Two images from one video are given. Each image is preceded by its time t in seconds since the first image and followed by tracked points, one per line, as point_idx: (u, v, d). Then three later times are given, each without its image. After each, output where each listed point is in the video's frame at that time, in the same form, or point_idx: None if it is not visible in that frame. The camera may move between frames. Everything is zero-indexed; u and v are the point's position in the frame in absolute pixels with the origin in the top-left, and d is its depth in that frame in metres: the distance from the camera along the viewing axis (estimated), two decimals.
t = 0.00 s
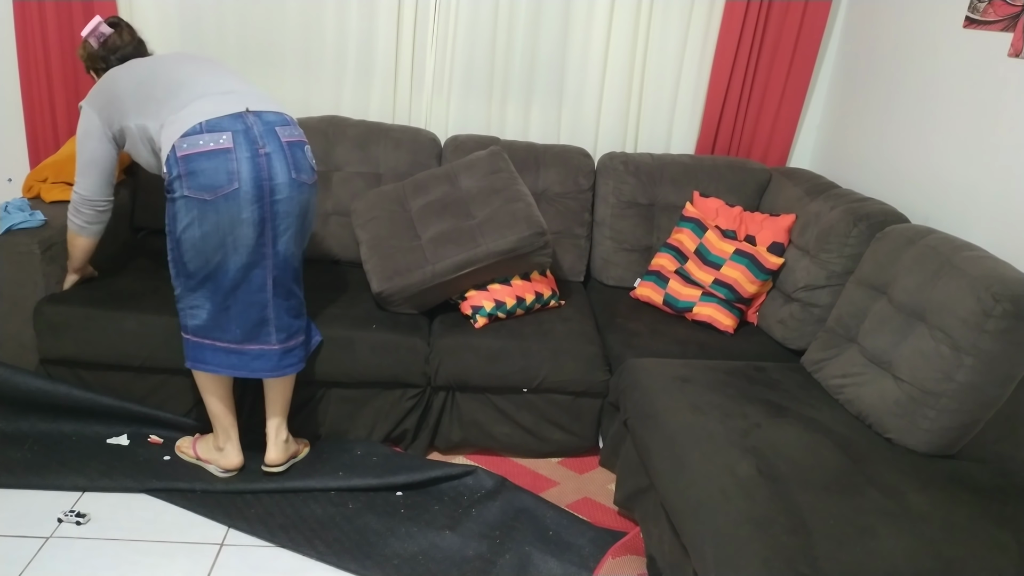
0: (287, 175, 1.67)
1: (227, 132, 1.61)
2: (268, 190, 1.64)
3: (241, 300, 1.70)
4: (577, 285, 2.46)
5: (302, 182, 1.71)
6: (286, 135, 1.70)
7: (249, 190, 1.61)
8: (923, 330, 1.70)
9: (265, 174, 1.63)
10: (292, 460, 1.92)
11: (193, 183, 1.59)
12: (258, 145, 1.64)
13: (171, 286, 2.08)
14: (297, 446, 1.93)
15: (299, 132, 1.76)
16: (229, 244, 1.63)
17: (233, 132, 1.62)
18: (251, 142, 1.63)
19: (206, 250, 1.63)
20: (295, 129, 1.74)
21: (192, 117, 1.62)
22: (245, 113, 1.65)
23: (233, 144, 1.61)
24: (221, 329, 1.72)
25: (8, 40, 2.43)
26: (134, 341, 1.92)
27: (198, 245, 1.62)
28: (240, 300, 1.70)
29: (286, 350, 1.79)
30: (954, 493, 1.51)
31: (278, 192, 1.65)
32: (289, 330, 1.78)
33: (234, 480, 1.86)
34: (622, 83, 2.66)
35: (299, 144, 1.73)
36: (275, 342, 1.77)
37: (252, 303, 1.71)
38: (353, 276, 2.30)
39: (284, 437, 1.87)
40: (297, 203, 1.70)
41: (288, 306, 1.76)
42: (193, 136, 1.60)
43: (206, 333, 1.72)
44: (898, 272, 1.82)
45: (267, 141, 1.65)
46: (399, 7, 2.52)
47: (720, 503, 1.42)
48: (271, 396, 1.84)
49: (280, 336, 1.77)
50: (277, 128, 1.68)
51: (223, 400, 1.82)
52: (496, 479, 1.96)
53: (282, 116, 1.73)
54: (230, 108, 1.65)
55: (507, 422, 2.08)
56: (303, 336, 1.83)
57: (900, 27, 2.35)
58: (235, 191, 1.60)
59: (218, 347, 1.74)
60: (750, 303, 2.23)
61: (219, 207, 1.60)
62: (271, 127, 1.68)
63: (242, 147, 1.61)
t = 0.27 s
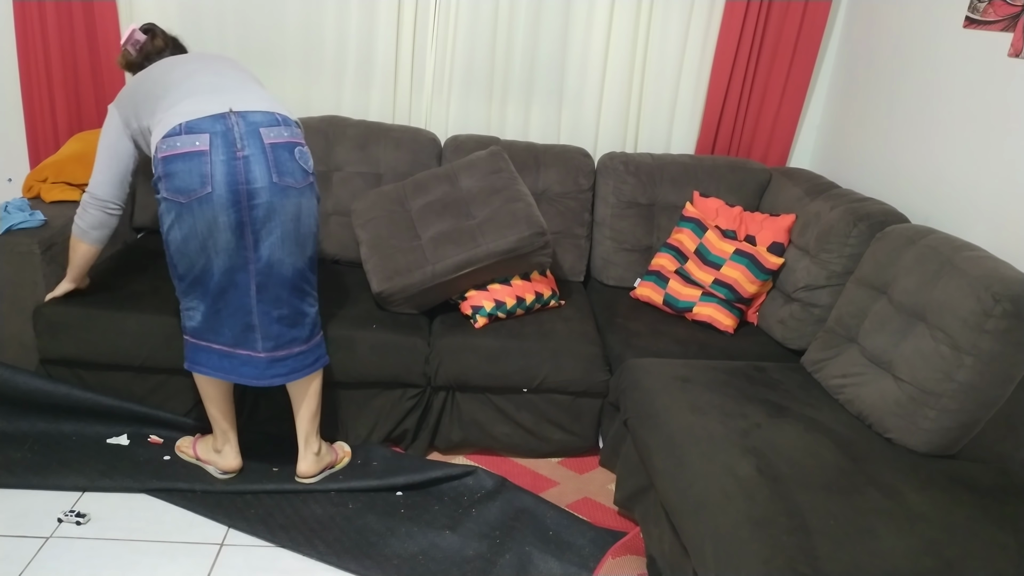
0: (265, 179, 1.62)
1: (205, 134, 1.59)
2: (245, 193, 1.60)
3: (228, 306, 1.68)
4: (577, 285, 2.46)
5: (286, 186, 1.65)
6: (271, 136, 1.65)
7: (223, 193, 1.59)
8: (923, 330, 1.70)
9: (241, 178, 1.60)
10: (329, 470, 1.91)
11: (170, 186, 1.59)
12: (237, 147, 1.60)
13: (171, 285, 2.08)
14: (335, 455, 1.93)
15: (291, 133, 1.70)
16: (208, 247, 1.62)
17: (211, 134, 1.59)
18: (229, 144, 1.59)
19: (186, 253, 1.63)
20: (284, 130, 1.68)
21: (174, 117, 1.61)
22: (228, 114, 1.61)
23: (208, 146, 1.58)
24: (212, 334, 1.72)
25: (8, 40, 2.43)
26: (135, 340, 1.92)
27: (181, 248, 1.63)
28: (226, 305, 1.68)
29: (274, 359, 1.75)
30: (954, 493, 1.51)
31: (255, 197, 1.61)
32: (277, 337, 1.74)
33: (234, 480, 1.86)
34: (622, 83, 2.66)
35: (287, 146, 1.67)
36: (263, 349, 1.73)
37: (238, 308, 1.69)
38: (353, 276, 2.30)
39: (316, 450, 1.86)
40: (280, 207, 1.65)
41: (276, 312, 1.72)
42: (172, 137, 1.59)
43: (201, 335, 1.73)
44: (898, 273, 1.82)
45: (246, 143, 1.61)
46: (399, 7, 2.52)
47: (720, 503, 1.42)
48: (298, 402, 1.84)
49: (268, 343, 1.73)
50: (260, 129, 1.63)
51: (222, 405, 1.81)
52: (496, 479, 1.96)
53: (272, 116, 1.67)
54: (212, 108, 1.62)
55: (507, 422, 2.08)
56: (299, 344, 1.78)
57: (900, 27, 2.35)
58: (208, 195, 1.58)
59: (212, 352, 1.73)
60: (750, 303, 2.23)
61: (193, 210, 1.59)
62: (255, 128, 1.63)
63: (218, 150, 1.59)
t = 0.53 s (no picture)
0: (307, 187, 1.63)
1: (251, 140, 1.59)
2: (286, 200, 1.61)
3: (252, 304, 1.68)
4: (577, 285, 2.46)
5: (325, 196, 1.66)
6: (314, 146, 1.66)
7: (265, 198, 1.59)
8: (923, 330, 1.70)
9: (283, 184, 1.60)
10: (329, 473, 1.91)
11: (210, 187, 1.58)
12: (281, 154, 1.60)
13: (171, 285, 2.08)
14: (336, 456, 1.92)
15: (330, 145, 1.71)
16: (240, 249, 1.61)
17: (257, 139, 1.59)
18: (274, 151, 1.60)
19: (216, 253, 1.61)
20: (325, 142, 1.69)
21: (218, 123, 1.60)
22: (273, 122, 1.62)
23: (253, 151, 1.58)
24: (232, 330, 1.71)
25: (8, 39, 2.43)
26: (135, 340, 1.92)
27: (211, 247, 1.61)
28: (251, 304, 1.68)
29: (295, 357, 1.75)
30: (954, 493, 1.51)
31: (295, 204, 1.61)
32: (299, 338, 1.74)
33: (234, 480, 1.86)
34: (622, 83, 2.66)
35: (327, 156, 1.68)
36: (284, 348, 1.73)
37: (262, 308, 1.68)
38: (353, 276, 2.30)
39: (316, 454, 1.85)
40: (317, 216, 1.65)
41: (300, 314, 1.72)
42: (217, 140, 1.58)
43: (217, 333, 1.71)
44: (898, 272, 1.82)
45: (290, 151, 1.62)
46: (399, 7, 2.52)
47: (720, 503, 1.42)
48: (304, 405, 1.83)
49: (289, 342, 1.73)
50: (303, 139, 1.64)
51: (227, 405, 1.81)
52: (496, 479, 1.96)
53: (314, 127, 1.69)
54: (257, 117, 1.62)
55: (507, 422, 2.08)
56: (317, 345, 1.78)
57: (900, 27, 2.35)
58: (250, 199, 1.58)
59: (229, 348, 1.72)
60: (751, 303, 2.23)
61: (232, 213, 1.58)
62: (298, 137, 1.64)
63: (263, 156, 1.59)
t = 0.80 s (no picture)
0: (326, 190, 1.64)
1: (274, 141, 1.59)
2: (305, 202, 1.62)
3: (264, 300, 1.68)
4: (577, 285, 2.46)
5: (342, 198, 1.67)
6: (332, 149, 1.67)
7: (285, 199, 1.59)
8: (923, 330, 1.70)
9: (303, 186, 1.61)
10: (328, 471, 1.90)
11: (231, 187, 1.58)
12: (302, 156, 1.61)
13: (170, 285, 2.08)
14: (336, 455, 1.92)
15: (347, 148, 1.72)
16: (257, 248, 1.61)
17: (278, 141, 1.60)
18: (295, 152, 1.60)
19: (233, 250, 1.61)
20: (342, 145, 1.70)
21: (241, 123, 1.61)
22: (294, 124, 1.63)
23: (276, 152, 1.59)
24: (242, 325, 1.71)
25: (8, 39, 2.43)
26: (135, 340, 1.92)
27: (228, 245, 1.61)
28: (263, 300, 1.68)
29: (304, 351, 1.77)
30: (953, 493, 1.51)
31: (314, 206, 1.62)
32: (309, 332, 1.76)
33: (234, 480, 1.86)
34: (622, 83, 2.66)
35: (344, 159, 1.69)
36: (294, 343, 1.74)
37: (274, 304, 1.69)
38: (353, 276, 2.30)
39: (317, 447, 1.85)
40: (334, 218, 1.67)
41: (312, 311, 1.74)
42: (239, 141, 1.58)
43: (225, 327, 1.71)
44: (898, 272, 1.82)
45: (311, 153, 1.62)
46: (399, 7, 2.52)
47: (720, 503, 1.42)
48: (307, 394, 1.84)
49: (300, 337, 1.75)
50: (323, 142, 1.65)
51: (232, 404, 1.81)
52: (496, 479, 1.96)
53: (332, 130, 1.69)
54: (279, 118, 1.63)
55: (507, 422, 2.08)
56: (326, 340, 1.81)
57: (900, 27, 2.35)
58: (271, 199, 1.58)
59: (238, 342, 1.72)
60: (751, 303, 2.23)
61: (253, 213, 1.58)
62: (318, 140, 1.65)
63: (285, 157, 1.59)
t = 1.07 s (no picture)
0: (344, 205, 1.65)
1: (297, 153, 1.59)
2: (324, 216, 1.62)
3: (272, 303, 1.70)
4: (577, 285, 2.46)
5: (358, 213, 1.69)
6: (352, 164, 1.67)
7: (305, 213, 1.59)
8: (923, 330, 1.70)
9: (324, 200, 1.61)
10: (328, 469, 1.89)
11: (251, 196, 1.57)
12: (324, 170, 1.62)
13: (170, 285, 2.08)
14: (336, 454, 1.91)
15: (365, 163, 1.73)
16: (271, 255, 1.61)
17: (302, 154, 1.60)
18: (318, 166, 1.61)
19: (246, 256, 1.61)
20: (361, 159, 1.71)
21: (263, 131, 1.60)
22: (316, 137, 1.63)
23: (299, 165, 1.59)
24: (247, 325, 1.72)
25: (8, 39, 2.43)
26: (135, 340, 1.92)
27: (242, 251, 1.60)
28: (271, 303, 1.69)
29: (306, 353, 1.79)
30: (953, 493, 1.51)
31: (332, 219, 1.63)
32: (312, 333, 1.78)
33: (234, 480, 1.86)
34: (622, 83, 2.66)
35: (362, 174, 1.70)
36: (297, 344, 1.76)
37: (281, 307, 1.70)
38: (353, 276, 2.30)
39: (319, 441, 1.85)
40: (349, 231, 1.68)
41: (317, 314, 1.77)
42: (262, 151, 1.58)
43: (228, 326, 1.71)
44: (898, 272, 1.82)
45: (333, 168, 1.63)
46: (399, 7, 2.52)
47: (720, 503, 1.42)
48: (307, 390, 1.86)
49: (303, 339, 1.77)
50: (344, 157, 1.66)
51: (235, 400, 1.81)
52: (496, 479, 1.96)
53: (352, 145, 1.70)
54: (302, 129, 1.63)
55: (507, 422, 2.08)
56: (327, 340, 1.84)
57: (901, 28, 2.35)
58: (291, 211, 1.58)
59: (242, 341, 1.73)
60: (751, 303, 2.23)
61: (271, 223, 1.58)
62: (339, 154, 1.65)
63: (307, 171, 1.59)
